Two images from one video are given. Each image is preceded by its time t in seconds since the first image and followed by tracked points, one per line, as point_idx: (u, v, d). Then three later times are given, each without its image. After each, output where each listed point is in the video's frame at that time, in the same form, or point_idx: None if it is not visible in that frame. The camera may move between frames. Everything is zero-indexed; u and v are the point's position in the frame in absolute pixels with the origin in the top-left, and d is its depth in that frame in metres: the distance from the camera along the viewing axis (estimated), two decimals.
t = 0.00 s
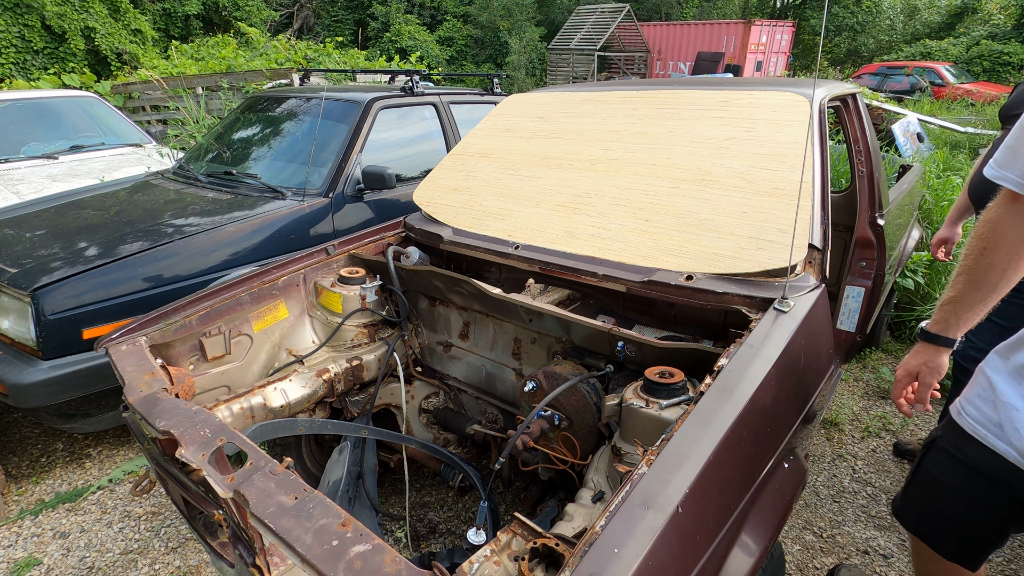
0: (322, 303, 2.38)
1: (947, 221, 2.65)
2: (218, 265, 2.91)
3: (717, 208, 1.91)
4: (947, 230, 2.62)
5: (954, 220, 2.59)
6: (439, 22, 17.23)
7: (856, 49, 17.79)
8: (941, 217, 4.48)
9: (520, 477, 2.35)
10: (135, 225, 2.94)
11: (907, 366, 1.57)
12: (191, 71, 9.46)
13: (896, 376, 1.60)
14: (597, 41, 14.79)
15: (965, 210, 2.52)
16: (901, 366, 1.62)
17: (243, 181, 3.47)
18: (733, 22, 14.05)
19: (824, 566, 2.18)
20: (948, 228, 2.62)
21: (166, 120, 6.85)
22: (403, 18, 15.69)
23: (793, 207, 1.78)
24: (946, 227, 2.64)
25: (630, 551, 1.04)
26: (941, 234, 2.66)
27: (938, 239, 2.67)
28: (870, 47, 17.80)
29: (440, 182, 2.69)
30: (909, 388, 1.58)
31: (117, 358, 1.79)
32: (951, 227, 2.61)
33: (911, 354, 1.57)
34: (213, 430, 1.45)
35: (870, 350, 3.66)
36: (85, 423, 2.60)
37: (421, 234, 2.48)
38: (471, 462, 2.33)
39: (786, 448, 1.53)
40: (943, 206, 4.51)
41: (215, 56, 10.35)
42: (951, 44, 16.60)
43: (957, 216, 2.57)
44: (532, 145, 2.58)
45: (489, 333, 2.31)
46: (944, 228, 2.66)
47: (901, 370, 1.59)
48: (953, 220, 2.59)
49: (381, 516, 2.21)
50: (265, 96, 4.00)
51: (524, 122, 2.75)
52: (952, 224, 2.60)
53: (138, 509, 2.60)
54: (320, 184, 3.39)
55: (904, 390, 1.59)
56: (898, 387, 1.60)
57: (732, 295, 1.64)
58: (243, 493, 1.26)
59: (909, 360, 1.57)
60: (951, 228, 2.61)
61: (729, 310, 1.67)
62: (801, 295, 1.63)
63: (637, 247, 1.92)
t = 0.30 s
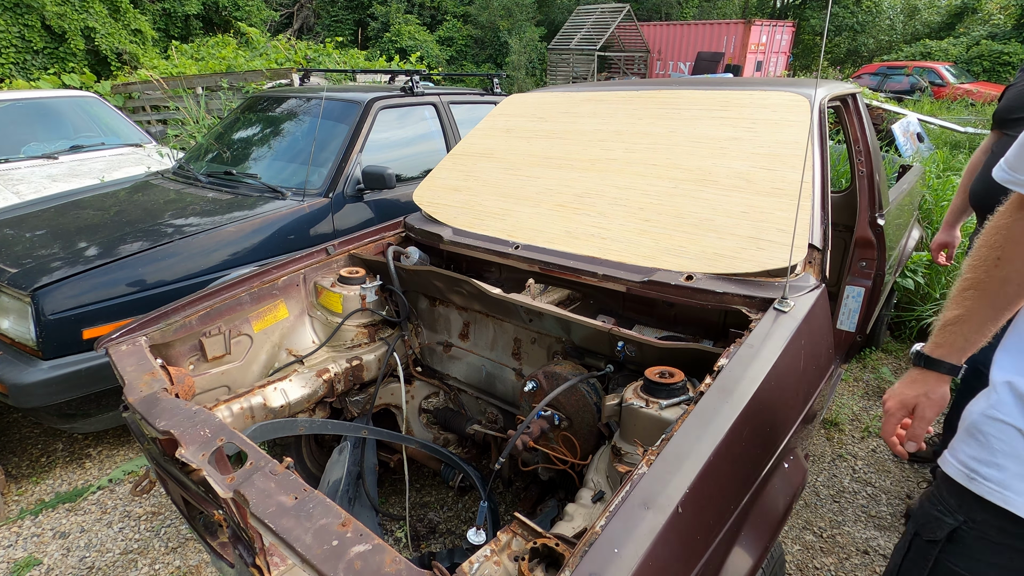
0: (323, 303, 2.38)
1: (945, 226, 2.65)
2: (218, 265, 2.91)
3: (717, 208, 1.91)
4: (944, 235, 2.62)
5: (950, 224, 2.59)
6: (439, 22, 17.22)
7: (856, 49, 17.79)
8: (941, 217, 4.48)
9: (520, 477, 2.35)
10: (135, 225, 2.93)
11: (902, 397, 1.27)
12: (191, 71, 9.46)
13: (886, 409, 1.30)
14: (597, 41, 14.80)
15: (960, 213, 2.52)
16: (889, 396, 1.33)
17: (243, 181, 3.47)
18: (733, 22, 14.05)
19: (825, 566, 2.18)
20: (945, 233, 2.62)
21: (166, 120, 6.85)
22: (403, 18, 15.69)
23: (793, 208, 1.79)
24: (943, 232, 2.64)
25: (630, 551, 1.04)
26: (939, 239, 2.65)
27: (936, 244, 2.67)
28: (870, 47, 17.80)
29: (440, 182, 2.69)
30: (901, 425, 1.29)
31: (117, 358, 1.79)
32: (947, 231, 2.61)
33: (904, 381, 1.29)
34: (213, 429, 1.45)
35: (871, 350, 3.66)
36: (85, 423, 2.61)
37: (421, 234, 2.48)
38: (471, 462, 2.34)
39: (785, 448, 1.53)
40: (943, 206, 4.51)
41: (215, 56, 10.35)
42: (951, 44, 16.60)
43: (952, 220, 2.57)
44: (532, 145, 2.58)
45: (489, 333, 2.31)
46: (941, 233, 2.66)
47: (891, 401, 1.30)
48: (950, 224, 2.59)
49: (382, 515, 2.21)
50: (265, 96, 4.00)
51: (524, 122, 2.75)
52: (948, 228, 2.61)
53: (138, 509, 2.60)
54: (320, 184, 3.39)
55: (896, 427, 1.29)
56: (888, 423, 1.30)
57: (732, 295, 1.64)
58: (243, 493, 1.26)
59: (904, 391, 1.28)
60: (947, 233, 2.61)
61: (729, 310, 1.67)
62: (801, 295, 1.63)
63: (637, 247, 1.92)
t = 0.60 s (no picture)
0: (323, 303, 2.38)
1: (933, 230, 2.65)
2: (218, 265, 2.91)
3: (717, 208, 1.91)
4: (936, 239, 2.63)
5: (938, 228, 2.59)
6: (439, 22, 17.22)
7: (856, 50, 17.79)
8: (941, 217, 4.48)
9: (520, 477, 2.35)
10: (135, 225, 2.93)
11: (884, 488, 1.11)
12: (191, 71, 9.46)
13: (868, 498, 1.14)
14: (597, 41, 14.81)
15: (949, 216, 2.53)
16: (866, 480, 1.17)
17: (243, 181, 3.47)
18: (733, 22, 14.06)
19: (825, 566, 2.18)
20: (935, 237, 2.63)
21: (166, 120, 6.85)
22: (403, 18, 15.70)
23: (793, 208, 1.79)
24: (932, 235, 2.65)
25: (630, 551, 1.04)
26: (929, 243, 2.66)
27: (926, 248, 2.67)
28: (870, 47, 17.81)
29: (440, 182, 2.69)
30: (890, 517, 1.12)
31: (117, 358, 1.79)
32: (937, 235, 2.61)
33: (878, 464, 1.13)
34: (213, 429, 1.45)
35: (871, 350, 3.66)
36: (85, 423, 2.60)
37: (421, 234, 2.48)
38: (471, 462, 2.34)
39: (786, 448, 1.53)
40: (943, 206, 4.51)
41: (215, 56, 10.35)
42: (950, 44, 16.59)
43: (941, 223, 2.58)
44: (532, 145, 2.58)
45: (489, 333, 2.31)
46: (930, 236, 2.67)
47: (872, 488, 1.14)
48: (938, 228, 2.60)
49: (382, 515, 2.21)
50: (265, 96, 4.00)
51: (524, 122, 2.75)
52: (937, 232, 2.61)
53: (138, 508, 2.60)
54: (320, 184, 3.39)
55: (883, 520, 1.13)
56: (871, 514, 1.14)
57: (732, 295, 1.64)
58: (243, 493, 1.26)
59: (884, 479, 1.11)
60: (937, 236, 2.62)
61: (729, 310, 1.67)
62: (801, 295, 1.63)
63: (637, 247, 1.92)
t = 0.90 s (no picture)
0: (323, 304, 2.38)
1: (906, 222, 2.47)
2: (218, 265, 2.91)
3: (717, 208, 1.90)
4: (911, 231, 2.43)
5: (914, 219, 2.42)
6: (439, 22, 17.21)
7: (856, 49, 17.79)
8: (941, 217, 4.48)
9: (520, 478, 2.35)
10: (135, 225, 2.93)
11: None
12: (191, 71, 9.46)
13: None
14: (597, 41, 14.81)
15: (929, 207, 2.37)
16: None
17: (243, 181, 3.47)
18: (733, 22, 14.05)
19: (824, 566, 2.19)
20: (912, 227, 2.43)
21: (166, 121, 6.85)
22: (403, 18, 15.70)
23: (793, 208, 1.79)
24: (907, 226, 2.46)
25: (630, 551, 1.04)
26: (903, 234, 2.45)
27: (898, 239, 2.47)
28: (870, 47, 17.80)
29: (440, 182, 2.69)
30: None
31: (117, 358, 1.79)
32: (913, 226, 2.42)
33: None
34: (213, 429, 1.45)
35: (871, 350, 3.66)
36: (85, 423, 2.60)
37: (421, 234, 2.48)
38: (471, 462, 2.33)
39: (786, 447, 1.53)
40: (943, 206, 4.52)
41: (215, 56, 10.35)
42: (950, 43, 16.58)
43: (918, 213, 2.40)
44: (532, 145, 2.58)
45: (489, 333, 2.31)
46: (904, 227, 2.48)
47: None
48: (914, 219, 2.43)
49: (382, 515, 2.21)
50: (265, 96, 4.00)
51: (524, 122, 2.75)
52: (912, 222, 2.43)
53: (138, 509, 2.60)
54: (320, 184, 3.39)
55: None
56: None
57: (732, 295, 1.64)
58: (243, 493, 1.26)
59: None
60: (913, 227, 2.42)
61: (729, 310, 1.67)
62: (801, 295, 1.63)
63: (637, 247, 1.92)
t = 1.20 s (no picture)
0: (323, 303, 2.38)
1: (890, 227, 2.20)
2: (218, 265, 2.91)
3: (717, 208, 1.90)
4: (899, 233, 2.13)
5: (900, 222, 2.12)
6: (439, 22, 17.20)
7: (857, 49, 17.79)
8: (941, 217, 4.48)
9: (520, 478, 2.35)
10: (135, 225, 2.93)
11: None
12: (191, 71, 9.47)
13: None
14: (597, 41, 14.81)
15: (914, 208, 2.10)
16: None
17: (243, 181, 3.47)
18: (733, 22, 14.05)
19: (824, 566, 2.19)
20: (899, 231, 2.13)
21: (166, 121, 6.86)
22: (403, 18, 15.71)
23: (793, 207, 1.79)
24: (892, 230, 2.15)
25: (630, 550, 1.04)
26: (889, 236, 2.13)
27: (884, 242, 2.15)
28: (870, 47, 17.80)
29: (440, 182, 2.69)
30: None
31: (117, 358, 1.79)
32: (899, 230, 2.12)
33: None
34: (213, 429, 1.45)
35: (871, 350, 3.67)
36: (85, 423, 2.60)
37: (421, 234, 2.48)
38: (471, 462, 2.33)
39: (786, 448, 1.53)
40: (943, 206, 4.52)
41: (215, 56, 10.35)
42: (950, 43, 16.57)
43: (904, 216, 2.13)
44: (532, 145, 2.58)
45: (489, 333, 2.31)
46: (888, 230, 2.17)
47: None
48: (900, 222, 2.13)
49: (382, 515, 2.21)
50: (265, 96, 4.00)
51: (524, 122, 2.75)
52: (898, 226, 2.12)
53: (138, 509, 2.60)
54: (320, 184, 3.39)
55: None
56: None
57: (732, 295, 1.64)
58: (243, 493, 1.26)
59: None
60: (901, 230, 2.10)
61: (729, 310, 1.67)
62: (801, 295, 1.63)
63: (637, 247, 1.92)
